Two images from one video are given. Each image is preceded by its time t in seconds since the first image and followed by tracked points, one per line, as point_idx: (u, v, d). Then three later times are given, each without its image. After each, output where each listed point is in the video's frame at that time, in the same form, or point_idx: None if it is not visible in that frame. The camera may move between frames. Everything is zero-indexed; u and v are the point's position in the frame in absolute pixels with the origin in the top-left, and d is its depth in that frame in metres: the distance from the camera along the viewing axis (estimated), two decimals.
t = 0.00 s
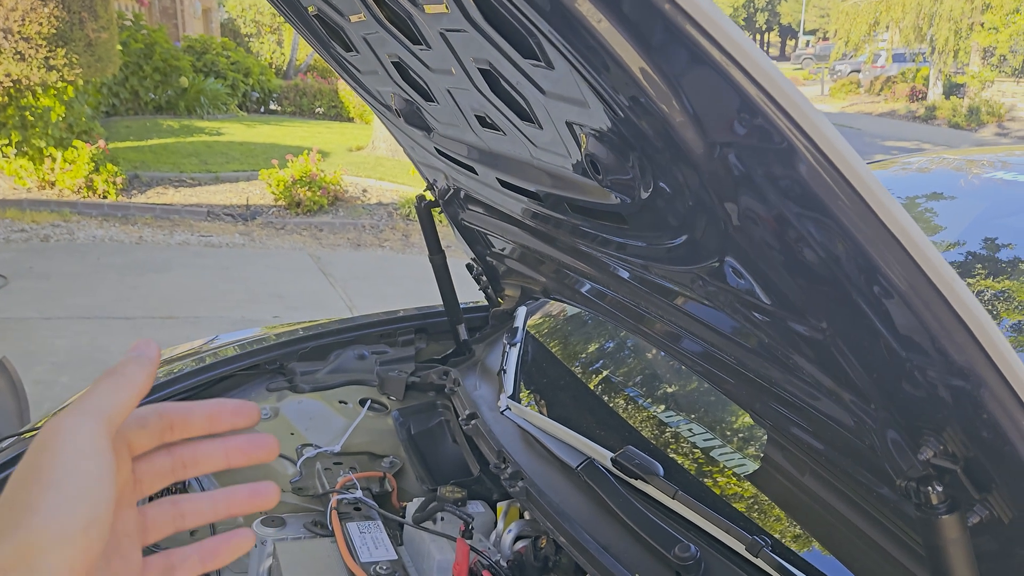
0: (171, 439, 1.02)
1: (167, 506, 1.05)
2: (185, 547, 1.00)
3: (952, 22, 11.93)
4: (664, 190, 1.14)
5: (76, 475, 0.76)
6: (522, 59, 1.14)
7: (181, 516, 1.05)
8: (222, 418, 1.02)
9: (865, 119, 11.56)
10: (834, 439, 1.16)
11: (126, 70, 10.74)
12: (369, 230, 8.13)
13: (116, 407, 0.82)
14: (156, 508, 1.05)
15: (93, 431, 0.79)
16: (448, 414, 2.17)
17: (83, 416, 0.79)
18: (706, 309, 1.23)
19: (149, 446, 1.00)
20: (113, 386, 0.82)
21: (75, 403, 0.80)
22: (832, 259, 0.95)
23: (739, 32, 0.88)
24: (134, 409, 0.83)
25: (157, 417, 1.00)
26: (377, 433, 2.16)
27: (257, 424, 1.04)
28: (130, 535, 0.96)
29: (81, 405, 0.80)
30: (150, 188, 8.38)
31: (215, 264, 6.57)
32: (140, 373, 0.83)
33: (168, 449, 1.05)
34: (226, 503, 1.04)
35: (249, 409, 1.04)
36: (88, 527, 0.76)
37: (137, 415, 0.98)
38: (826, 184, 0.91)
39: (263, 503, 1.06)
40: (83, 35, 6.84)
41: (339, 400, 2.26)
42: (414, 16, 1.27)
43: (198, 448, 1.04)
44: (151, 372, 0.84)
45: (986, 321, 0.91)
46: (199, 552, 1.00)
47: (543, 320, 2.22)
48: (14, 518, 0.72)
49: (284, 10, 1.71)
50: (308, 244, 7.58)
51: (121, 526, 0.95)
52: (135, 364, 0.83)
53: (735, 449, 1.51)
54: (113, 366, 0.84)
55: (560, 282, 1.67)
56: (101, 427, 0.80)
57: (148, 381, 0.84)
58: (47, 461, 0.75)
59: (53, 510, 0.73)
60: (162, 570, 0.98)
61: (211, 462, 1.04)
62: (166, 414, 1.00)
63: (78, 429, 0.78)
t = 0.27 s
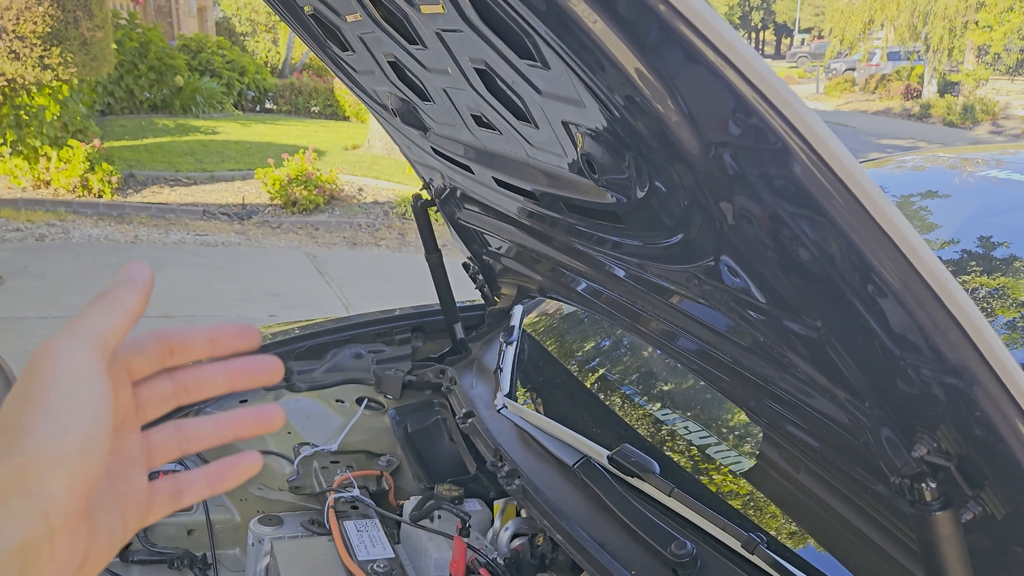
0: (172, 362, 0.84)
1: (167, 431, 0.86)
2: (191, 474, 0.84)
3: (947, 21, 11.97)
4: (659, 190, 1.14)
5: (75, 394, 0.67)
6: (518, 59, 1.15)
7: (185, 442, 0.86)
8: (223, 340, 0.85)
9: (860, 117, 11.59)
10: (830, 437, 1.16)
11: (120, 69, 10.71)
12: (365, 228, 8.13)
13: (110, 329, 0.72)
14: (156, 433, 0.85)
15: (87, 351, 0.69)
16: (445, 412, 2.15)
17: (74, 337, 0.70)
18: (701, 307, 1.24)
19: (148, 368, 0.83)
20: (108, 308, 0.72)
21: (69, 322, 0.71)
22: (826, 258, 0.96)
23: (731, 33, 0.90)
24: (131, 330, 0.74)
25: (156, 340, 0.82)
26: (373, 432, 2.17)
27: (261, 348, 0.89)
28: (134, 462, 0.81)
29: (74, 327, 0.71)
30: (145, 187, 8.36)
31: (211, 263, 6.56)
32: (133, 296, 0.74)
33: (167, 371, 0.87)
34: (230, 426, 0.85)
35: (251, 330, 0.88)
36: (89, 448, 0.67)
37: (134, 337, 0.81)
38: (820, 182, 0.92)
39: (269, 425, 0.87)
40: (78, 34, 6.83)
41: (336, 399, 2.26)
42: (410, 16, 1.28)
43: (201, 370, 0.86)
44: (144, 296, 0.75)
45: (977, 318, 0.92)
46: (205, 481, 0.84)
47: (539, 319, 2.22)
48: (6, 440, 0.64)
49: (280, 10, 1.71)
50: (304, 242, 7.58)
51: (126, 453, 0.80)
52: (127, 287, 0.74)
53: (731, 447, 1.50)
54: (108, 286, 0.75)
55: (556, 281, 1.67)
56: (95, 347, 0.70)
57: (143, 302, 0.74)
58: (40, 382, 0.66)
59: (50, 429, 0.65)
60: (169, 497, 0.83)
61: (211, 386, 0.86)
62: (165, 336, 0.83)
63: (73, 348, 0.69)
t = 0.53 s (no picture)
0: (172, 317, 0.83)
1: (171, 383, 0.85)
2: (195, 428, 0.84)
3: (944, 19, 11.99)
4: (657, 188, 1.14)
5: (69, 349, 0.66)
6: (515, 58, 1.15)
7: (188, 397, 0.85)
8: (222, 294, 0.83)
9: (857, 116, 11.61)
10: (827, 435, 1.16)
11: (118, 68, 10.70)
12: (363, 227, 8.13)
13: (105, 282, 0.70)
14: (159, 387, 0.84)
15: (82, 303, 0.68)
16: (442, 411, 2.15)
17: (68, 289, 0.68)
18: (699, 306, 1.24)
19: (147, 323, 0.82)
20: (103, 259, 0.70)
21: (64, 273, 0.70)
22: (823, 257, 0.96)
23: (729, 32, 0.90)
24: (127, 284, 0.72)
25: (154, 294, 0.82)
26: (371, 430, 2.17)
27: (262, 299, 0.85)
28: (137, 416, 0.80)
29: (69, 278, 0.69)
30: (142, 186, 8.36)
31: (208, 262, 6.56)
32: (128, 249, 0.72)
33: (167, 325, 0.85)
34: (234, 380, 0.85)
35: (254, 283, 0.85)
36: (84, 404, 0.67)
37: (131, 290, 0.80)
38: (817, 180, 0.92)
39: (274, 380, 0.85)
40: (75, 33, 6.83)
41: (335, 398, 2.26)
42: (408, 15, 1.28)
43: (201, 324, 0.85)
44: (140, 250, 0.72)
45: (974, 317, 0.92)
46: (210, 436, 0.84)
47: (537, 318, 2.22)
48: (1, 394, 0.64)
49: (278, 9, 1.71)
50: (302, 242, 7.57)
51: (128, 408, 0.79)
52: (120, 240, 0.72)
53: (729, 445, 1.51)
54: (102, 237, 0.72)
55: (554, 280, 1.68)
56: (89, 300, 0.69)
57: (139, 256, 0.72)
58: (34, 337, 0.66)
59: (45, 383, 0.65)
60: (174, 452, 0.83)
61: (213, 341, 0.86)
62: (162, 290, 0.82)
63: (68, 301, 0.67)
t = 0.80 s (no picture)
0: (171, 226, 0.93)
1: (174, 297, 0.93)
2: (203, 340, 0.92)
3: (936, 17, 12.03)
4: (649, 183, 1.15)
5: (57, 250, 0.72)
6: (508, 54, 1.15)
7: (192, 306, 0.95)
8: (223, 203, 0.93)
9: (850, 114, 11.65)
10: (819, 430, 1.17)
11: (110, 66, 10.67)
12: (357, 225, 8.13)
13: (93, 188, 0.76)
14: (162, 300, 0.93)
15: (67, 204, 0.74)
16: (437, 408, 2.14)
17: (55, 196, 0.73)
18: (693, 301, 1.24)
19: (148, 231, 0.92)
20: (85, 164, 0.76)
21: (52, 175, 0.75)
22: (816, 253, 0.97)
23: (723, 28, 0.90)
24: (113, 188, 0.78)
25: (154, 204, 0.91)
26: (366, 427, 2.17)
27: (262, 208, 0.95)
28: (140, 329, 0.87)
29: (55, 184, 0.74)
30: (136, 185, 8.34)
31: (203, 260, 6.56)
32: (117, 152, 0.78)
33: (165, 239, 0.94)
34: (239, 290, 0.95)
35: (252, 191, 0.93)
36: (72, 309, 0.73)
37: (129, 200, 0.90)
38: (809, 175, 0.93)
39: (277, 289, 0.96)
40: (67, 31, 6.81)
41: (329, 394, 2.26)
42: (402, 11, 1.28)
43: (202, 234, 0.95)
44: (128, 154, 0.79)
45: (966, 311, 0.93)
46: (220, 345, 0.92)
47: (532, 314, 2.22)
48: None
49: (271, 6, 1.71)
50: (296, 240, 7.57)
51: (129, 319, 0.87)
52: (109, 143, 0.77)
53: (723, 440, 1.49)
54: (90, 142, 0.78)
55: (548, 276, 1.68)
56: (75, 202, 0.74)
57: (126, 161, 0.78)
58: (22, 242, 0.71)
59: (33, 288, 0.70)
60: (182, 360, 0.91)
61: (215, 250, 0.96)
62: (161, 201, 0.92)
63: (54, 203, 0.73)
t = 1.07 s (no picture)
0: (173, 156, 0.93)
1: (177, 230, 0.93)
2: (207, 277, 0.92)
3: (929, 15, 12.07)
4: (641, 177, 1.15)
5: (47, 176, 0.74)
6: (500, 48, 1.15)
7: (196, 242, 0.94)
8: (224, 132, 0.93)
9: (842, 111, 11.69)
10: (811, 424, 1.17)
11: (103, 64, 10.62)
12: (351, 223, 8.12)
13: (85, 112, 0.77)
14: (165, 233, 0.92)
15: (57, 126, 0.75)
16: (431, 403, 2.14)
17: (45, 120, 0.75)
18: (685, 295, 1.25)
19: (149, 161, 0.91)
20: (78, 86, 0.77)
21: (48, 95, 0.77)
22: (808, 248, 0.97)
23: (716, 23, 0.91)
24: (110, 112, 0.78)
25: (154, 133, 0.91)
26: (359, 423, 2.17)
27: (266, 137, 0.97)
28: (141, 261, 0.88)
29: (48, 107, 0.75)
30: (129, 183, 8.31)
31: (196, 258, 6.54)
32: (110, 73, 0.78)
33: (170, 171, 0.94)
34: (243, 223, 0.93)
35: (255, 121, 0.95)
36: (63, 237, 0.75)
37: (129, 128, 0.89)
38: (800, 169, 0.93)
39: (284, 225, 0.93)
40: (59, 28, 6.78)
41: (322, 390, 2.25)
42: (394, 6, 1.28)
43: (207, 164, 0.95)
44: (125, 75, 0.79)
45: (956, 305, 0.94)
46: (223, 281, 0.92)
47: (525, 310, 2.22)
48: None
49: (263, 2, 1.70)
50: (290, 239, 7.56)
51: (131, 252, 0.87)
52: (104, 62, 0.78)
53: (716, 435, 1.50)
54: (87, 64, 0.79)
55: (542, 272, 1.68)
56: (66, 124, 0.76)
57: (122, 83, 0.79)
58: (12, 164, 0.73)
59: (22, 213, 0.72)
60: (186, 297, 0.91)
61: (220, 182, 0.96)
62: (161, 129, 0.91)
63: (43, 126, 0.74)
